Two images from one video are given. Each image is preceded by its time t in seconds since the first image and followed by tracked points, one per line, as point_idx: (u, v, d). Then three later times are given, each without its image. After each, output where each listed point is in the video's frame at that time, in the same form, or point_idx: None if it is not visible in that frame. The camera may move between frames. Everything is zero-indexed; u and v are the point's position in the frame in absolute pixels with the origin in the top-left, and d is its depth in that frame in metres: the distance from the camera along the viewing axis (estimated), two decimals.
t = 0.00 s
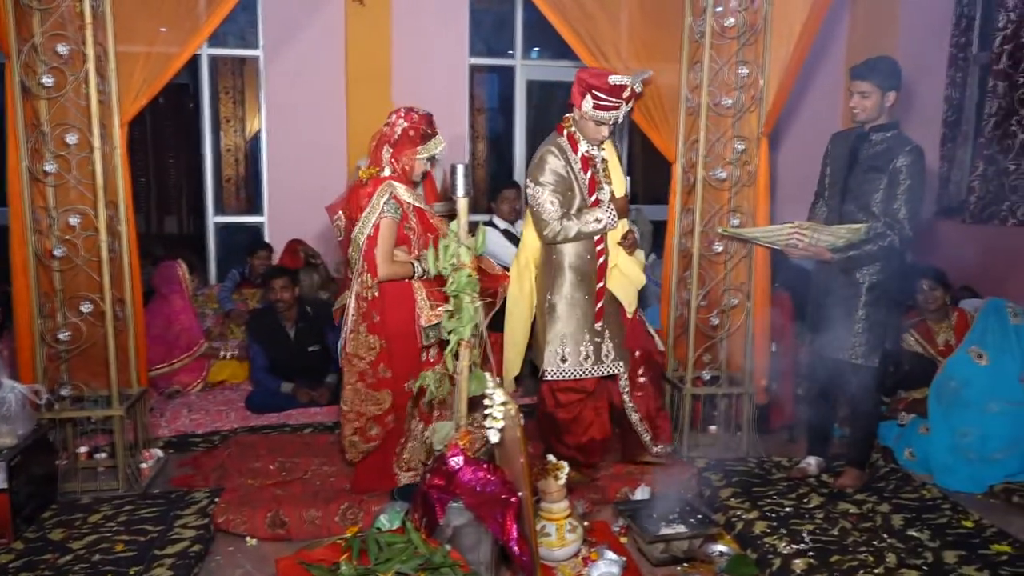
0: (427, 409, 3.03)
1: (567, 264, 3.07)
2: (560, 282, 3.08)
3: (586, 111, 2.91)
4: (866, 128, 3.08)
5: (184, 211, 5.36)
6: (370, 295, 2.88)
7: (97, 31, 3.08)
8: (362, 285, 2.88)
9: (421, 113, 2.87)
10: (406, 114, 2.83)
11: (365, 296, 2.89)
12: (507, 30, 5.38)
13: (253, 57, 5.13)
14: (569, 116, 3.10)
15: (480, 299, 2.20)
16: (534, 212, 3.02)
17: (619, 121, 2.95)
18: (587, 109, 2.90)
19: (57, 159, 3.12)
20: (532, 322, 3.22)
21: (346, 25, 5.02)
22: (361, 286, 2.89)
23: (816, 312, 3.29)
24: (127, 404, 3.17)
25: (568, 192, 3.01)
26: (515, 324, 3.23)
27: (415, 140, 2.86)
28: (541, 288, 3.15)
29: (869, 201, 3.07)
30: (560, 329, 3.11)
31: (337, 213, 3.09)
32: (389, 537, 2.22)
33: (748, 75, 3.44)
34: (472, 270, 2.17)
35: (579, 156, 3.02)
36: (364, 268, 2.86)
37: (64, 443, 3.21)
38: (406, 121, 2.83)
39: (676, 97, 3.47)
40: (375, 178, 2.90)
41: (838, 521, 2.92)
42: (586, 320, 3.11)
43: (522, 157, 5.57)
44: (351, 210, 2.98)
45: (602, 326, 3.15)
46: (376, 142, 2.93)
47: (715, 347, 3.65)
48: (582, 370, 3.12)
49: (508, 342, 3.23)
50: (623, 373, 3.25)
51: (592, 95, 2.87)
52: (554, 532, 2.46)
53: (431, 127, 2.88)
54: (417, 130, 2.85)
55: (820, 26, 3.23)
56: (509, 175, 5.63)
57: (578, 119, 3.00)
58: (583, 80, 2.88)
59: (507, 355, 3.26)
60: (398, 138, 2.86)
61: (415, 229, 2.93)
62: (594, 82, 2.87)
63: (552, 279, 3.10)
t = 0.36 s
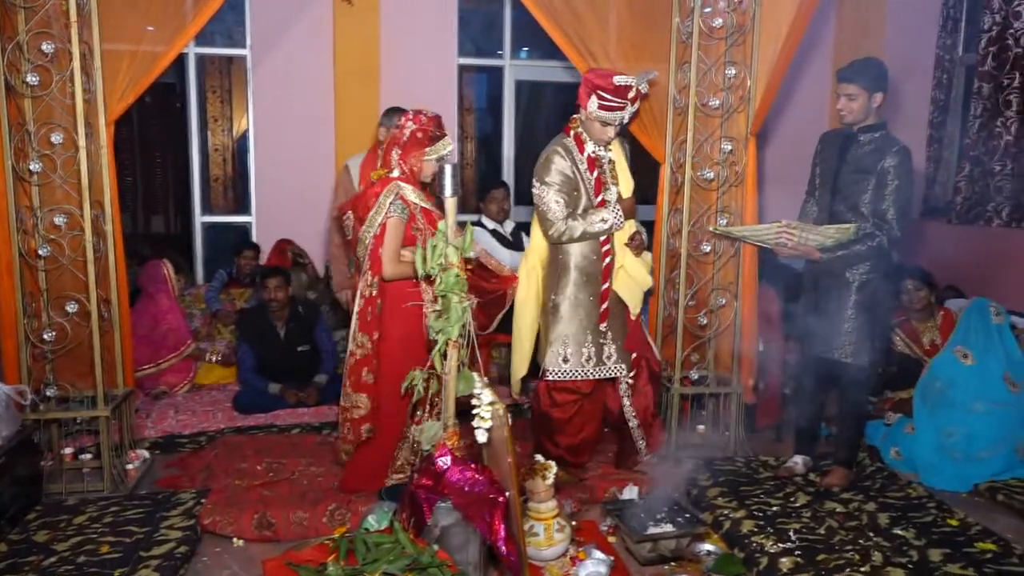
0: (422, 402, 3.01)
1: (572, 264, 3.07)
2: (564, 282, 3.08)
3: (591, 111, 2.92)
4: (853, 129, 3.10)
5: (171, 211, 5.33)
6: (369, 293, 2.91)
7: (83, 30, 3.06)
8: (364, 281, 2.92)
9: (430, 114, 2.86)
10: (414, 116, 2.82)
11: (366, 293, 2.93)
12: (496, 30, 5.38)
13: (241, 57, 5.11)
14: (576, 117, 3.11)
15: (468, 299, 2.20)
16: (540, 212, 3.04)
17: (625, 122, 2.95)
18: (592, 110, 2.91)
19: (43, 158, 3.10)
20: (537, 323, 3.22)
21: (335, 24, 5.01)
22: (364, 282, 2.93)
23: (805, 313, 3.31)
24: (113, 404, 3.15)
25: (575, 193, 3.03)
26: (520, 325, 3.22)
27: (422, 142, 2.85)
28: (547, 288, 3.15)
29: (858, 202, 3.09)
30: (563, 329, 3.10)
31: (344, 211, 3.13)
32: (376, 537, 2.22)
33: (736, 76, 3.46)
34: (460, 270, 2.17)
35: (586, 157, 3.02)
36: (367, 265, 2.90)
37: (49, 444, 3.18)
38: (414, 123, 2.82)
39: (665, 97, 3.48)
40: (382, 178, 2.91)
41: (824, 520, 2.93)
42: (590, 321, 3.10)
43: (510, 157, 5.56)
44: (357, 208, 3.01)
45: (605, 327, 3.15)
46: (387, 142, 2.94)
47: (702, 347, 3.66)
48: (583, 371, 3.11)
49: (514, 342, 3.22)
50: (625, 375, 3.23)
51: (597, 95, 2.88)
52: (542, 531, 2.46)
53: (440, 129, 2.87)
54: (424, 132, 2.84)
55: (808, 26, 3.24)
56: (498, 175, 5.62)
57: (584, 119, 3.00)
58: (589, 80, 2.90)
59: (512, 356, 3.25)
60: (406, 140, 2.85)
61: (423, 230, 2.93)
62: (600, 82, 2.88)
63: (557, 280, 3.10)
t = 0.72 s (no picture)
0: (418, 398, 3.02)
1: (584, 263, 3.11)
2: (576, 282, 3.12)
3: (605, 110, 2.99)
4: (840, 130, 3.11)
5: (158, 210, 5.30)
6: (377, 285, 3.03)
7: (68, 27, 3.04)
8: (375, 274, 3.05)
9: (440, 114, 2.91)
10: (424, 114, 2.89)
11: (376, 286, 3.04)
12: (484, 30, 5.37)
13: (228, 55, 5.09)
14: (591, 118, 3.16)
15: (455, 298, 2.19)
16: (553, 212, 3.08)
17: (639, 122, 3.01)
18: (606, 109, 2.98)
19: (26, 156, 3.07)
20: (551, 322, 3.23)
21: (322, 22, 5.00)
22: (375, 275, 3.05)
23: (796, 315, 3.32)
24: (98, 404, 3.13)
25: (587, 192, 3.08)
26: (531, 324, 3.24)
27: (433, 140, 2.89)
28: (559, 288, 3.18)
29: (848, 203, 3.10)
30: (574, 329, 3.13)
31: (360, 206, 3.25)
32: (363, 537, 2.23)
33: (723, 76, 3.47)
34: (447, 270, 2.17)
35: (599, 157, 3.08)
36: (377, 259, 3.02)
37: (33, 445, 3.15)
38: (425, 121, 2.89)
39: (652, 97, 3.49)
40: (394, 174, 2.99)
41: (810, 518, 2.94)
42: (602, 320, 3.14)
43: (498, 156, 5.56)
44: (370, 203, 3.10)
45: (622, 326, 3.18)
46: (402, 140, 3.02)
47: (690, 346, 3.67)
48: (593, 371, 3.14)
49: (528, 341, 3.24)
50: (633, 378, 3.25)
51: (612, 95, 2.94)
52: (529, 531, 2.46)
53: (451, 127, 2.91)
54: (435, 131, 2.89)
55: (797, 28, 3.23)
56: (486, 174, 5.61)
57: (600, 119, 3.06)
58: (604, 80, 2.95)
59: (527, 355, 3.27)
60: (417, 138, 2.91)
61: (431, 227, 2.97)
62: (614, 82, 2.93)
63: (569, 280, 3.13)
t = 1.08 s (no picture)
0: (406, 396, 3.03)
1: (593, 261, 3.09)
2: (585, 279, 3.10)
3: (617, 108, 2.95)
4: (826, 131, 3.13)
5: (144, 209, 5.27)
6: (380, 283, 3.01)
7: (54, 25, 3.02)
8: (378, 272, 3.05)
9: (442, 113, 2.89)
10: (425, 112, 2.87)
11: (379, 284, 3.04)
12: (472, 29, 5.37)
13: (215, 54, 5.07)
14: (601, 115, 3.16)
15: (443, 298, 2.20)
16: (563, 208, 3.07)
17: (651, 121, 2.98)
18: (620, 107, 2.95)
19: (11, 154, 3.04)
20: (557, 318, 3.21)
21: (310, 21, 4.98)
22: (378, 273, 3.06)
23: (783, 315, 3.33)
24: (83, 404, 3.11)
25: (598, 190, 3.06)
26: (536, 322, 3.21)
27: (433, 138, 2.84)
28: (568, 285, 3.16)
29: (836, 203, 3.12)
30: (585, 327, 3.11)
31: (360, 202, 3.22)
32: (351, 537, 2.22)
33: (710, 76, 3.49)
34: (435, 269, 2.17)
35: (611, 155, 3.07)
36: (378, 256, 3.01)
37: (17, 446, 3.13)
38: (426, 120, 2.86)
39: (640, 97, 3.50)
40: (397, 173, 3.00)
41: (797, 517, 2.96)
42: (615, 318, 3.11)
43: (487, 156, 5.55)
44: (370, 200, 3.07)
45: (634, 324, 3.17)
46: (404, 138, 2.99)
47: (677, 346, 3.68)
48: (605, 369, 3.12)
49: (532, 338, 3.22)
50: (640, 378, 3.24)
51: (626, 93, 2.91)
52: (517, 530, 2.46)
53: (452, 126, 2.88)
54: (435, 130, 2.85)
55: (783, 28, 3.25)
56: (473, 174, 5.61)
57: (612, 118, 3.04)
58: (617, 77, 2.92)
59: (530, 350, 3.25)
60: (418, 136, 2.88)
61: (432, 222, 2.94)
62: (627, 80, 2.90)
63: (579, 277, 3.11)
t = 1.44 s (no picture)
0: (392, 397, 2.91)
1: (594, 259, 3.10)
2: (588, 277, 3.11)
3: (620, 108, 2.95)
4: (810, 132, 3.14)
5: (130, 208, 5.24)
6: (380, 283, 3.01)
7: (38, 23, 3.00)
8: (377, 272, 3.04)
9: (441, 113, 2.90)
10: (425, 111, 2.88)
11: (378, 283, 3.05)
12: (460, 29, 5.36)
13: (202, 52, 5.05)
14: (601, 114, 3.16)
15: (429, 298, 2.19)
16: (562, 207, 3.07)
17: (652, 121, 2.98)
18: (621, 106, 2.95)
19: None
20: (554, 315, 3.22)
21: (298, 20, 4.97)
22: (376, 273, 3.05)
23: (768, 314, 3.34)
24: (68, 405, 3.08)
25: (598, 188, 3.07)
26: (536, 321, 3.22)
27: (433, 138, 2.85)
28: (572, 283, 3.17)
29: (822, 202, 3.15)
30: (591, 324, 3.11)
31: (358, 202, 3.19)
32: (337, 538, 2.20)
33: (697, 76, 3.50)
34: (421, 268, 2.17)
35: (611, 154, 3.07)
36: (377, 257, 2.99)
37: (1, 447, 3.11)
38: (426, 120, 2.87)
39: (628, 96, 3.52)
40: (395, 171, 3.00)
41: (783, 515, 2.97)
42: (627, 314, 3.10)
43: (475, 155, 5.55)
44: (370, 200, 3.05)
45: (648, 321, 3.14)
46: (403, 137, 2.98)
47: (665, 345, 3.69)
48: (619, 365, 3.11)
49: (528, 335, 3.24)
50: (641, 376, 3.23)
51: (627, 93, 2.90)
52: (503, 530, 2.47)
53: (452, 126, 2.90)
54: (435, 129, 2.86)
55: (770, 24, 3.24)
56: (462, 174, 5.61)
57: (613, 118, 3.04)
58: (619, 77, 2.93)
59: (526, 347, 3.27)
60: (417, 135, 2.87)
61: (430, 220, 2.93)
62: (629, 81, 2.90)
63: (582, 275, 3.12)
